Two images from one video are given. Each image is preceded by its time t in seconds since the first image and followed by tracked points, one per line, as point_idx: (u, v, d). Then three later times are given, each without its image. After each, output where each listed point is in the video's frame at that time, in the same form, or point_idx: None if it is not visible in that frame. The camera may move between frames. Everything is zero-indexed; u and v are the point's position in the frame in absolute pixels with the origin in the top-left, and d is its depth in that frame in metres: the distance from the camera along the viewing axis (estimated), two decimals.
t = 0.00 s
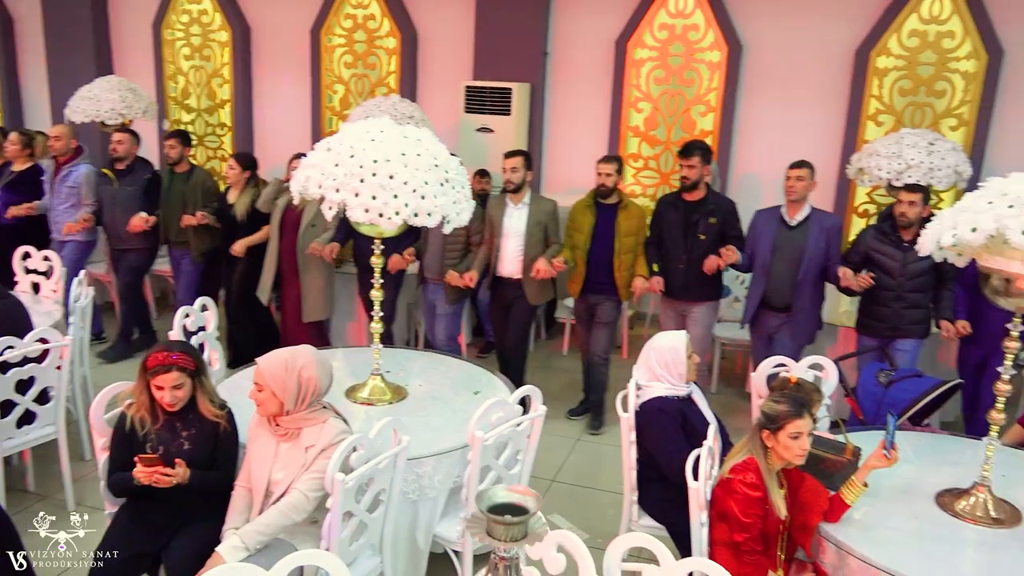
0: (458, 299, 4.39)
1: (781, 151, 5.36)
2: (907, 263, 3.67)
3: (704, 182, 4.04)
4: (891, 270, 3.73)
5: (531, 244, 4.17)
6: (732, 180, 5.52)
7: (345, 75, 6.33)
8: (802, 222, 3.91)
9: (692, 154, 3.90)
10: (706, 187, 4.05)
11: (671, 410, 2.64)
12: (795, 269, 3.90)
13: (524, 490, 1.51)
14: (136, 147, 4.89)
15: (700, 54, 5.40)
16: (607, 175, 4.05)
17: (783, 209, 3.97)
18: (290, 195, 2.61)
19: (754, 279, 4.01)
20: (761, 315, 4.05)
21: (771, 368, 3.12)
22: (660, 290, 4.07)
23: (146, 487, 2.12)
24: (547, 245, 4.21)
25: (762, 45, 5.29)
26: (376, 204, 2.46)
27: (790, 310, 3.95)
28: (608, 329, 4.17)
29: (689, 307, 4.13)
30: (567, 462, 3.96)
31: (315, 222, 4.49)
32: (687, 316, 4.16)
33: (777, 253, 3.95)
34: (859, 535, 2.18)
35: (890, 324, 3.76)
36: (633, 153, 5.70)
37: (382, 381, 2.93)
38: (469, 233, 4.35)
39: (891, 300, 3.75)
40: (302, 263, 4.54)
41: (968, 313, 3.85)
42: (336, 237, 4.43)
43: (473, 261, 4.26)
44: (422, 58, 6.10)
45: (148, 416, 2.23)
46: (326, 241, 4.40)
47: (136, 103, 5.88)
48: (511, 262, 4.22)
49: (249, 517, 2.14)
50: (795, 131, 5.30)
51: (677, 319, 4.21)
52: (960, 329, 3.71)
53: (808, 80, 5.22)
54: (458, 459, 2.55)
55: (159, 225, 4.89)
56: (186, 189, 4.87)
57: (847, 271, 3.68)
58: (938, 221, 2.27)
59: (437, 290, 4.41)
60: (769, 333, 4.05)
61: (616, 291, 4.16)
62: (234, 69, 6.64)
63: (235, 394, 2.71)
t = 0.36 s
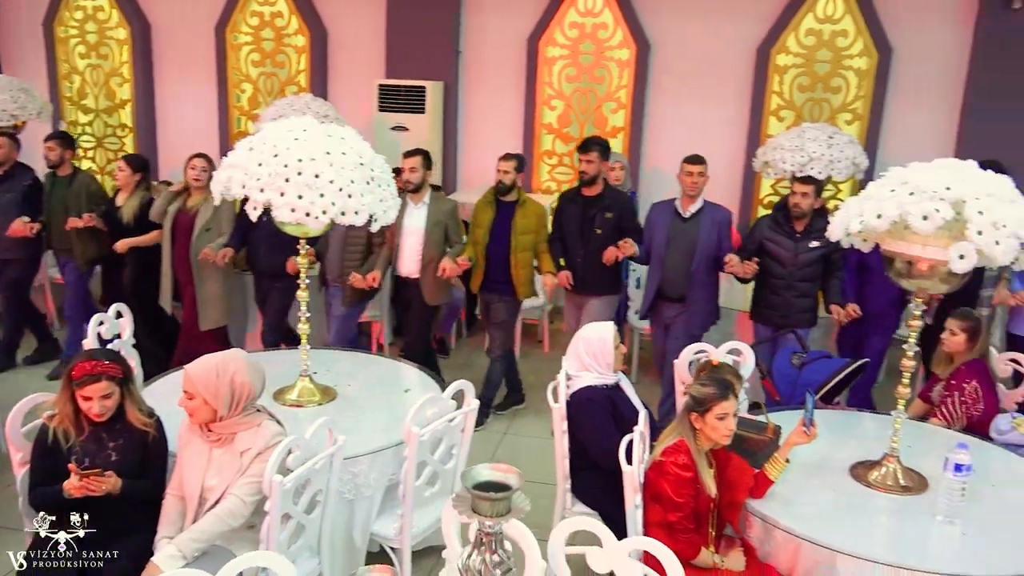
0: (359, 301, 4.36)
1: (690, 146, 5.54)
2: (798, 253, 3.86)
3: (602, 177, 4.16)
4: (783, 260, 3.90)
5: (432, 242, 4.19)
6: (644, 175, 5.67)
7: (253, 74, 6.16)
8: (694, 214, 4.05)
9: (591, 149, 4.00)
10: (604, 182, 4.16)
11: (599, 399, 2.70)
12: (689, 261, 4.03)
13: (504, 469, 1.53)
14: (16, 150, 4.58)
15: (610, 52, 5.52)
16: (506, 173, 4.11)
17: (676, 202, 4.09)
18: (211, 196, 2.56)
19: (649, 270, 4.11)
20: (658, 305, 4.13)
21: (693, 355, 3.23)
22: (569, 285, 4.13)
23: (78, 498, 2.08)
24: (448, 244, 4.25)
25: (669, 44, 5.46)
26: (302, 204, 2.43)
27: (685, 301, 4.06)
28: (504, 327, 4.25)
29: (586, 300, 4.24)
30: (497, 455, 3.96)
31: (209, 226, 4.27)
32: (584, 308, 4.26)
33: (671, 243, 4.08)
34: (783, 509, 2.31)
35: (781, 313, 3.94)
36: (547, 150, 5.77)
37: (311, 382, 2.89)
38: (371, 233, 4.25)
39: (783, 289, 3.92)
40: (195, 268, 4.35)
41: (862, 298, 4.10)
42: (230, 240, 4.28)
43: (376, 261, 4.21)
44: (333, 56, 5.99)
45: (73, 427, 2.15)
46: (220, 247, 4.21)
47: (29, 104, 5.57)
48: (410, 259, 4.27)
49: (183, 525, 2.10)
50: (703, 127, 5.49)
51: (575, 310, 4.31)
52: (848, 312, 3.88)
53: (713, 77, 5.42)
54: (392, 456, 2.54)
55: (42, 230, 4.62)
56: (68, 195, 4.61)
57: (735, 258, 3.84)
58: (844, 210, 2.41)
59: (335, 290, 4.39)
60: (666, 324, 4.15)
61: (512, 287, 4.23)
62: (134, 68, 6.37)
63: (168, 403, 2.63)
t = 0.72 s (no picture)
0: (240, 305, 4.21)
1: (581, 143, 5.71)
2: (672, 242, 4.06)
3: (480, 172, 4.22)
4: (659, 249, 4.10)
5: (312, 240, 4.14)
6: (538, 171, 5.79)
7: (133, 73, 5.90)
8: (572, 205, 4.21)
9: (467, 144, 4.06)
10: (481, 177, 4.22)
11: (503, 388, 2.78)
12: (571, 252, 4.20)
13: (433, 443, 1.59)
14: None
15: (500, 51, 5.61)
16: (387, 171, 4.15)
17: (554, 194, 4.22)
18: (102, 197, 2.52)
19: (533, 263, 4.21)
20: (544, 298, 4.28)
21: (591, 343, 3.35)
22: (445, 279, 4.17)
23: None
24: (330, 241, 4.23)
25: (558, 43, 5.60)
26: (199, 204, 2.43)
27: (570, 289, 4.24)
28: (398, 327, 4.31)
29: (474, 296, 4.28)
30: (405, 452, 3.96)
31: (73, 231, 4.13)
32: (473, 304, 4.30)
33: (551, 235, 4.20)
34: (681, 485, 2.44)
35: (655, 299, 4.14)
36: (442, 148, 5.80)
37: (211, 387, 2.83)
38: (249, 234, 4.17)
39: (658, 277, 4.13)
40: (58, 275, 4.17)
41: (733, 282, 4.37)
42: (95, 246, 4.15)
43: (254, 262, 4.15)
44: (217, 55, 5.82)
45: None
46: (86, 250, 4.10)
47: None
48: (291, 260, 4.17)
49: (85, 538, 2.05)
50: (592, 123, 5.66)
51: (462, 306, 4.31)
52: (713, 292, 4.04)
53: (601, 75, 5.59)
54: (299, 456, 2.52)
55: None
56: None
57: (610, 242, 4.01)
58: (729, 199, 2.56)
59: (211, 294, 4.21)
60: (549, 314, 4.30)
61: (399, 286, 4.26)
62: None
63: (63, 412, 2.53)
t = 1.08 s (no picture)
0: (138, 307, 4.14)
1: (493, 140, 5.79)
2: (558, 235, 4.32)
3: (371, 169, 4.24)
4: (546, 243, 4.33)
5: (207, 241, 4.06)
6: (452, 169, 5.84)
7: (24, 72, 5.63)
8: (463, 200, 4.27)
9: (357, 141, 4.09)
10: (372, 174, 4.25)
11: (427, 381, 2.83)
12: (464, 246, 4.27)
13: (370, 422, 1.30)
14: None
15: (410, 50, 5.64)
16: (278, 169, 4.02)
17: (445, 190, 4.29)
18: (9, 200, 2.47)
19: (426, 258, 4.28)
20: (439, 292, 4.34)
21: (510, 335, 3.44)
22: (344, 277, 4.19)
23: None
24: (226, 241, 4.13)
25: (467, 42, 5.66)
26: (110, 206, 2.39)
27: (466, 283, 4.32)
28: (306, 325, 4.27)
29: (372, 293, 4.31)
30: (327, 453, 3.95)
31: None
32: (372, 301, 4.34)
33: (443, 230, 4.27)
34: (602, 468, 2.54)
35: (546, 291, 4.40)
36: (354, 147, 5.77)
37: (128, 392, 2.78)
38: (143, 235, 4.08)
39: (548, 270, 4.37)
40: None
41: (618, 271, 4.49)
42: None
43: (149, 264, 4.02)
44: (116, 53, 5.62)
45: None
46: None
47: None
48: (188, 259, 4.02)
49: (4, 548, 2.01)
50: (504, 121, 5.75)
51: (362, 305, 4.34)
52: (596, 285, 4.29)
53: (512, 74, 5.69)
54: (223, 457, 2.53)
55: None
56: None
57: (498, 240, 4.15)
58: (637, 192, 2.68)
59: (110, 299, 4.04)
60: (445, 306, 4.36)
61: (303, 284, 4.20)
62: None
63: None
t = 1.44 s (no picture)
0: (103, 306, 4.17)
1: (465, 140, 5.83)
2: (516, 230, 4.38)
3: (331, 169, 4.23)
4: (505, 238, 4.39)
5: (170, 243, 4.05)
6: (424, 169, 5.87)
7: None
8: (423, 198, 4.30)
9: (317, 142, 4.07)
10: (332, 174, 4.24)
11: (408, 379, 2.87)
12: (426, 244, 4.30)
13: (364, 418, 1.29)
14: None
15: (380, 51, 5.65)
16: (235, 171, 4.05)
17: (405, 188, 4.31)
18: None
19: (388, 256, 4.29)
20: (401, 289, 4.36)
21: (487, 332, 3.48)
22: (298, 276, 4.17)
23: None
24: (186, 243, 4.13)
25: (437, 42, 5.69)
26: (88, 211, 2.40)
27: (425, 281, 4.34)
28: (267, 323, 4.31)
29: (337, 292, 4.28)
30: (307, 453, 3.98)
31: None
32: (338, 300, 4.31)
33: (404, 228, 4.28)
34: (580, 461, 2.60)
35: (509, 286, 4.44)
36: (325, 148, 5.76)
37: (108, 396, 2.79)
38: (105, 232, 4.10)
39: (510, 265, 4.42)
40: None
41: (578, 264, 4.55)
42: None
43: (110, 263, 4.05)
44: (83, 55, 5.55)
45: None
46: None
47: None
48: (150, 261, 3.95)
49: None
50: (475, 120, 5.80)
51: (328, 305, 4.32)
52: (556, 276, 4.33)
53: (482, 74, 5.73)
54: (206, 459, 2.57)
55: None
56: None
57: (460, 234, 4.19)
58: (610, 190, 2.74)
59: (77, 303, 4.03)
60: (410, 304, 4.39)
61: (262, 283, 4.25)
62: None
63: None
